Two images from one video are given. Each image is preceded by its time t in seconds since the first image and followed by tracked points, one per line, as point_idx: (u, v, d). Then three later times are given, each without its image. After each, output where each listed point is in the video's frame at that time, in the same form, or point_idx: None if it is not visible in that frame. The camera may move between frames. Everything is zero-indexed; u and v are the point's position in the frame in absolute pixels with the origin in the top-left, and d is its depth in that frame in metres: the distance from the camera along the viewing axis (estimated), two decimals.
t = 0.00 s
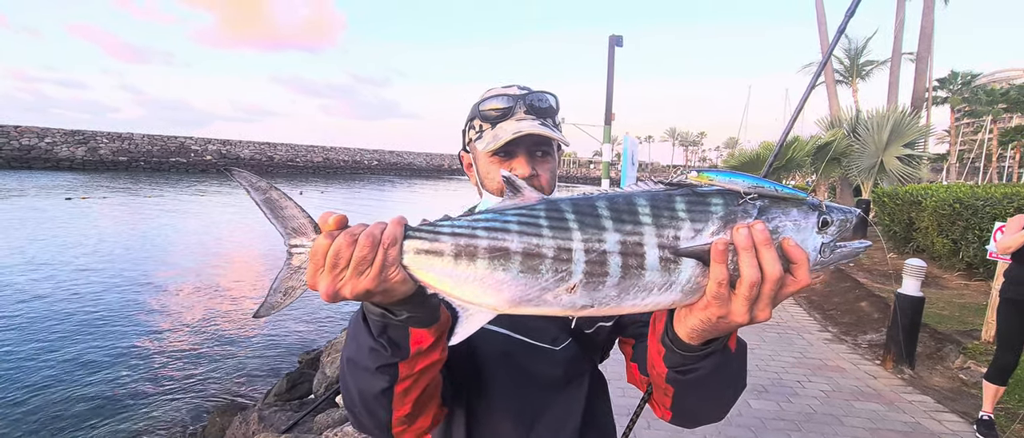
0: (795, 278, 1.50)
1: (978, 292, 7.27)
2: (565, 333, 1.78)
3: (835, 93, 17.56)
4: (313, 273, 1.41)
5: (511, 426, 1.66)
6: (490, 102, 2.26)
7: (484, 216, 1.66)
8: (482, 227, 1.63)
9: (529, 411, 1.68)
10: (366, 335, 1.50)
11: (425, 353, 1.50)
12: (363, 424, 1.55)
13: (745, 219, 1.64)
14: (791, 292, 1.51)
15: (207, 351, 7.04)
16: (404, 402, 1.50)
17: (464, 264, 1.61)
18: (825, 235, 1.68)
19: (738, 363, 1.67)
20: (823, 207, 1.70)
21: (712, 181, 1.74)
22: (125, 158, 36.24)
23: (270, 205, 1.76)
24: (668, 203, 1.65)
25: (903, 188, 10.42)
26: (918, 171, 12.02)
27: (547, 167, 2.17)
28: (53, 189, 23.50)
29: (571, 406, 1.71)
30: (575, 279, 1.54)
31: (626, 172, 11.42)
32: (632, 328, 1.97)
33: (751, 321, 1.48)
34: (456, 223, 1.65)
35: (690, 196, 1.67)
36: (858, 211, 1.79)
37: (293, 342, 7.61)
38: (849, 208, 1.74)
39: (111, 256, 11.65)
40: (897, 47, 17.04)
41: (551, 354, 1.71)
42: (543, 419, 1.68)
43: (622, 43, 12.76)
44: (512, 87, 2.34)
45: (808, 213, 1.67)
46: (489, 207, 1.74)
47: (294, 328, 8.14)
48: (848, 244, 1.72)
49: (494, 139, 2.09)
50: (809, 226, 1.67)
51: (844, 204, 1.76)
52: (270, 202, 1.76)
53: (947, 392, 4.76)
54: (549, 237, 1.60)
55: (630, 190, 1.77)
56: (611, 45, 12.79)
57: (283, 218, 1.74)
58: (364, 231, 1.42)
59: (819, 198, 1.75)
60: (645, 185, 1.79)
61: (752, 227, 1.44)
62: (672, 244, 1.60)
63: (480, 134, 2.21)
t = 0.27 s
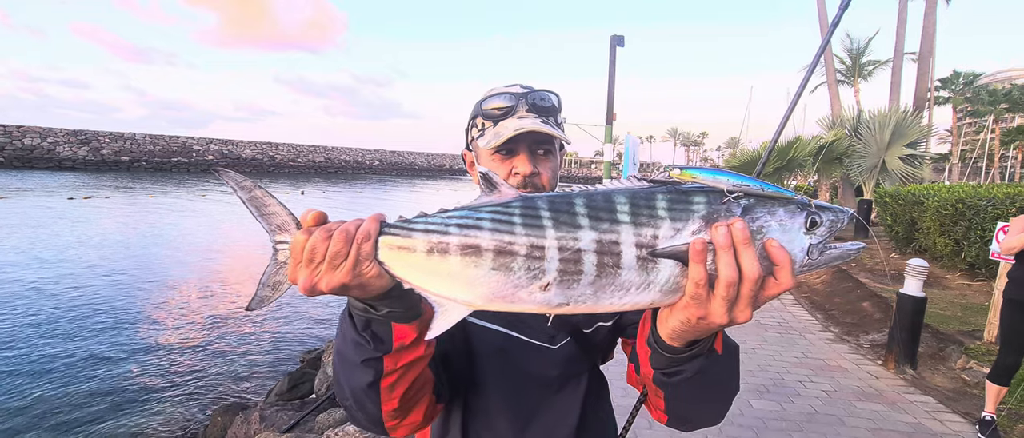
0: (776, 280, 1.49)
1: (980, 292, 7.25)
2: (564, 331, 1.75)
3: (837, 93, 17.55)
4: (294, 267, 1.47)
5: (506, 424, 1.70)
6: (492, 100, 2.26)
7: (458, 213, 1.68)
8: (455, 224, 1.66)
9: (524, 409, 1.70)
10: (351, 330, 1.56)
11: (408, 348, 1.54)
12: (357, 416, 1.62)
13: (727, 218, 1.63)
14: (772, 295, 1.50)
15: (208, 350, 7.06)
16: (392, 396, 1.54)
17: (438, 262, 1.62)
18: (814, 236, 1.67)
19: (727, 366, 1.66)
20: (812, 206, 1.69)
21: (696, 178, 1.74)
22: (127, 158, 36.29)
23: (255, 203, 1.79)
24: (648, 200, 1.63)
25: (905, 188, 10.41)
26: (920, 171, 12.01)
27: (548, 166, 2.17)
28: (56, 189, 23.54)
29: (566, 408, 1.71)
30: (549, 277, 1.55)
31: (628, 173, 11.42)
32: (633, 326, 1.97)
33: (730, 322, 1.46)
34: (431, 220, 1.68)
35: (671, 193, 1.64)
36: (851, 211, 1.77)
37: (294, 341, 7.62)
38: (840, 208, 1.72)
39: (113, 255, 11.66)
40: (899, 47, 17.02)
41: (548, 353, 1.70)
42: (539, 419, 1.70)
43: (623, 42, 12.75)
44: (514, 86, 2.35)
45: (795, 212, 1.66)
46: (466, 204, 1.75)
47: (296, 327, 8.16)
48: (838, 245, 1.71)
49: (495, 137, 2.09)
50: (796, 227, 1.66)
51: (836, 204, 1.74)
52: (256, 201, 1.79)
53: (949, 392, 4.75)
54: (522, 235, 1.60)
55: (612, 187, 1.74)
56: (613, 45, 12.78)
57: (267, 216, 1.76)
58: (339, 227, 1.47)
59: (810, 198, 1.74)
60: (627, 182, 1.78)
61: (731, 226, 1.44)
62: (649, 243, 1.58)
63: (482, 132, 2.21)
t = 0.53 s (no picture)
0: (758, 287, 1.44)
1: (983, 293, 7.22)
2: (561, 333, 1.73)
3: (839, 93, 17.50)
4: (278, 272, 1.53)
5: (501, 426, 1.68)
6: (495, 100, 2.25)
7: (434, 217, 1.69)
8: (430, 229, 1.67)
9: (519, 411, 1.69)
10: (338, 332, 1.58)
11: (395, 350, 1.54)
12: (352, 415, 1.64)
13: (709, 221, 1.60)
14: (756, 301, 1.45)
15: (209, 349, 7.06)
16: (382, 397, 1.56)
17: (418, 267, 1.64)
18: (802, 241, 1.64)
19: (720, 373, 1.60)
20: (801, 209, 1.65)
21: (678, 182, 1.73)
22: (128, 158, 36.32)
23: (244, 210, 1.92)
24: (627, 204, 1.62)
25: (907, 188, 10.37)
26: (923, 171, 11.96)
27: (548, 165, 2.14)
28: (58, 189, 23.56)
29: (563, 410, 1.68)
30: (524, 282, 1.53)
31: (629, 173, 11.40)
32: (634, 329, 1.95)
33: (711, 329, 1.42)
34: (406, 225, 1.70)
35: (651, 196, 1.63)
36: (844, 214, 1.73)
37: (295, 340, 7.62)
38: (832, 211, 1.69)
39: (114, 255, 11.67)
40: (902, 47, 16.98)
41: (545, 355, 1.69)
42: (535, 420, 1.69)
43: (625, 42, 12.73)
44: (517, 86, 2.33)
45: (781, 215, 1.63)
46: (444, 208, 1.76)
47: (296, 327, 8.15)
48: (831, 250, 1.67)
49: (496, 136, 2.08)
50: (782, 230, 1.63)
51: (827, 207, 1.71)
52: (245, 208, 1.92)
53: (952, 394, 4.72)
54: (497, 239, 1.59)
55: (594, 189, 1.76)
56: (615, 45, 12.75)
57: (255, 222, 1.89)
58: (320, 232, 1.53)
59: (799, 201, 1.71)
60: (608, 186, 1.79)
61: (710, 230, 1.40)
62: (627, 247, 1.57)
63: (484, 131, 2.19)
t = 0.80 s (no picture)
0: (734, 297, 1.41)
1: (985, 293, 7.20)
2: (561, 332, 1.73)
3: (841, 93, 17.47)
4: (271, 276, 1.57)
5: (499, 425, 1.68)
6: (496, 97, 2.25)
7: (416, 223, 1.72)
8: (411, 234, 1.70)
9: (518, 411, 1.68)
10: (335, 334, 1.61)
11: (389, 351, 1.56)
12: (355, 416, 1.66)
13: (687, 228, 1.57)
14: (733, 311, 1.42)
15: (211, 348, 7.07)
16: (381, 397, 1.57)
17: (401, 271, 1.65)
18: (785, 248, 1.59)
19: (705, 379, 1.58)
20: (784, 216, 1.61)
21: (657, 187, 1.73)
22: (131, 157, 36.39)
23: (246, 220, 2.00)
24: (606, 209, 1.61)
25: (909, 189, 10.34)
26: (925, 171, 11.94)
27: (549, 161, 2.14)
28: (60, 188, 23.61)
29: (563, 410, 1.67)
30: (501, 287, 1.54)
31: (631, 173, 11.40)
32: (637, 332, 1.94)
33: (688, 337, 1.40)
34: (391, 231, 1.71)
35: (630, 202, 1.61)
36: (833, 220, 1.67)
37: (296, 340, 7.62)
38: (818, 218, 1.64)
39: (116, 254, 11.68)
40: (904, 47, 16.94)
41: (544, 354, 1.70)
42: (534, 420, 1.68)
43: (627, 42, 12.73)
44: (519, 83, 2.32)
45: (764, 222, 1.59)
46: (427, 215, 1.79)
47: (298, 326, 8.16)
48: (819, 259, 1.61)
49: (495, 132, 2.10)
50: (764, 237, 1.58)
51: (813, 213, 1.66)
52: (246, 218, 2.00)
53: (955, 394, 4.70)
54: (474, 245, 1.61)
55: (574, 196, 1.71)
56: (616, 45, 12.74)
57: (256, 230, 1.98)
58: (310, 237, 1.56)
59: (784, 208, 1.66)
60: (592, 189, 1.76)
61: (685, 237, 1.38)
62: (603, 254, 1.55)
63: (484, 128, 2.21)
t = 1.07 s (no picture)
0: (710, 303, 1.38)
1: (987, 294, 7.18)
2: (559, 332, 1.73)
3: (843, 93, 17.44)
4: (265, 280, 1.62)
5: (497, 424, 1.68)
6: (496, 93, 2.24)
7: (403, 226, 1.73)
8: (397, 237, 1.71)
9: (516, 410, 1.68)
10: (329, 336, 1.64)
11: (384, 351, 1.59)
12: (355, 416, 1.68)
13: (668, 232, 1.56)
14: (712, 318, 1.39)
15: (212, 347, 7.08)
16: (378, 397, 1.59)
17: (388, 273, 1.66)
18: (771, 253, 1.54)
19: (689, 386, 1.54)
20: (768, 221, 1.58)
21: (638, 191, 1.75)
22: (132, 156, 36.42)
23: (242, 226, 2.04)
24: (587, 213, 1.60)
25: (911, 189, 10.32)
26: (926, 171, 11.92)
27: (549, 157, 2.16)
28: (62, 186, 23.63)
29: (562, 410, 1.66)
30: (483, 288, 1.53)
31: (632, 172, 11.39)
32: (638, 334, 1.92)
33: (666, 343, 1.38)
34: (380, 235, 1.73)
35: (612, 206, 1.61)
36: (820, 227, 1.63)
37: (297, 338, 7.62)
38: (805, 225, 1.61)
39: (118, 252, 11.69)
40: (907, 47, 16.90)
41: (542, 354, 1.69)
42: (533, 420, 1.68)
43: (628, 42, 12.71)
44: (519, 79, 2.32)
45: (746, 227, 1.56)
46: (414, 219, 1.81)
47: (299, 325, 8.16)
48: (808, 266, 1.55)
49: (494, 128, 2.12)
50: (747, 241, 1.54)
51: (800, 219, 1.62)
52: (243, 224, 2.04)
53: (957, 394, 4.69)
54: (457, 247, 1.62)
55: (559, 200, 1.73)
56: (618, 44, 12.72)
57: (253, 236, 2.02)
58: (302, 241, 1.62)
59: (769, 213, 1.63)
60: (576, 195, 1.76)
61: (659, 242, 1.37)
62: (583, 257, 1.53)
63: (484, 124, 2.22)
